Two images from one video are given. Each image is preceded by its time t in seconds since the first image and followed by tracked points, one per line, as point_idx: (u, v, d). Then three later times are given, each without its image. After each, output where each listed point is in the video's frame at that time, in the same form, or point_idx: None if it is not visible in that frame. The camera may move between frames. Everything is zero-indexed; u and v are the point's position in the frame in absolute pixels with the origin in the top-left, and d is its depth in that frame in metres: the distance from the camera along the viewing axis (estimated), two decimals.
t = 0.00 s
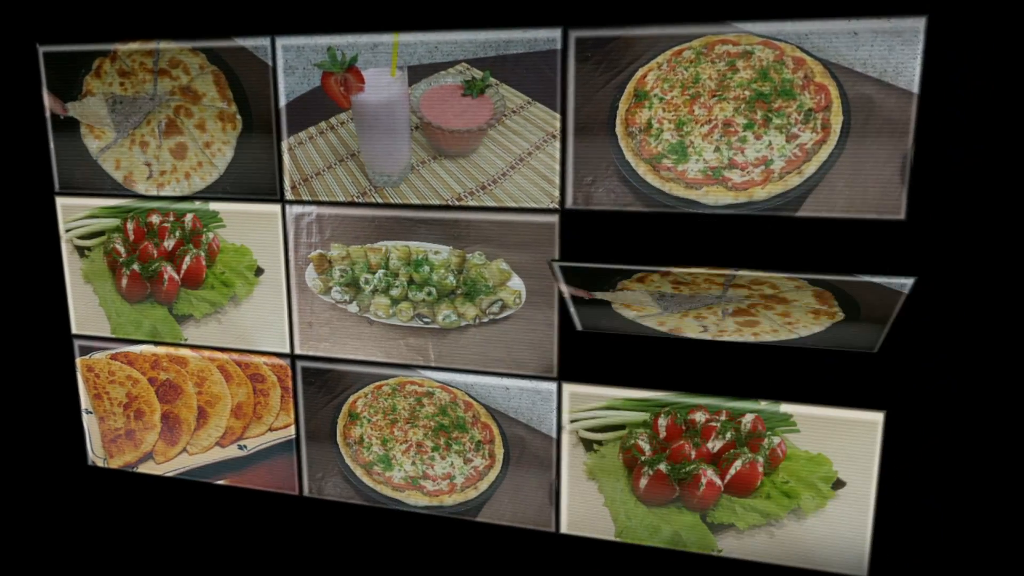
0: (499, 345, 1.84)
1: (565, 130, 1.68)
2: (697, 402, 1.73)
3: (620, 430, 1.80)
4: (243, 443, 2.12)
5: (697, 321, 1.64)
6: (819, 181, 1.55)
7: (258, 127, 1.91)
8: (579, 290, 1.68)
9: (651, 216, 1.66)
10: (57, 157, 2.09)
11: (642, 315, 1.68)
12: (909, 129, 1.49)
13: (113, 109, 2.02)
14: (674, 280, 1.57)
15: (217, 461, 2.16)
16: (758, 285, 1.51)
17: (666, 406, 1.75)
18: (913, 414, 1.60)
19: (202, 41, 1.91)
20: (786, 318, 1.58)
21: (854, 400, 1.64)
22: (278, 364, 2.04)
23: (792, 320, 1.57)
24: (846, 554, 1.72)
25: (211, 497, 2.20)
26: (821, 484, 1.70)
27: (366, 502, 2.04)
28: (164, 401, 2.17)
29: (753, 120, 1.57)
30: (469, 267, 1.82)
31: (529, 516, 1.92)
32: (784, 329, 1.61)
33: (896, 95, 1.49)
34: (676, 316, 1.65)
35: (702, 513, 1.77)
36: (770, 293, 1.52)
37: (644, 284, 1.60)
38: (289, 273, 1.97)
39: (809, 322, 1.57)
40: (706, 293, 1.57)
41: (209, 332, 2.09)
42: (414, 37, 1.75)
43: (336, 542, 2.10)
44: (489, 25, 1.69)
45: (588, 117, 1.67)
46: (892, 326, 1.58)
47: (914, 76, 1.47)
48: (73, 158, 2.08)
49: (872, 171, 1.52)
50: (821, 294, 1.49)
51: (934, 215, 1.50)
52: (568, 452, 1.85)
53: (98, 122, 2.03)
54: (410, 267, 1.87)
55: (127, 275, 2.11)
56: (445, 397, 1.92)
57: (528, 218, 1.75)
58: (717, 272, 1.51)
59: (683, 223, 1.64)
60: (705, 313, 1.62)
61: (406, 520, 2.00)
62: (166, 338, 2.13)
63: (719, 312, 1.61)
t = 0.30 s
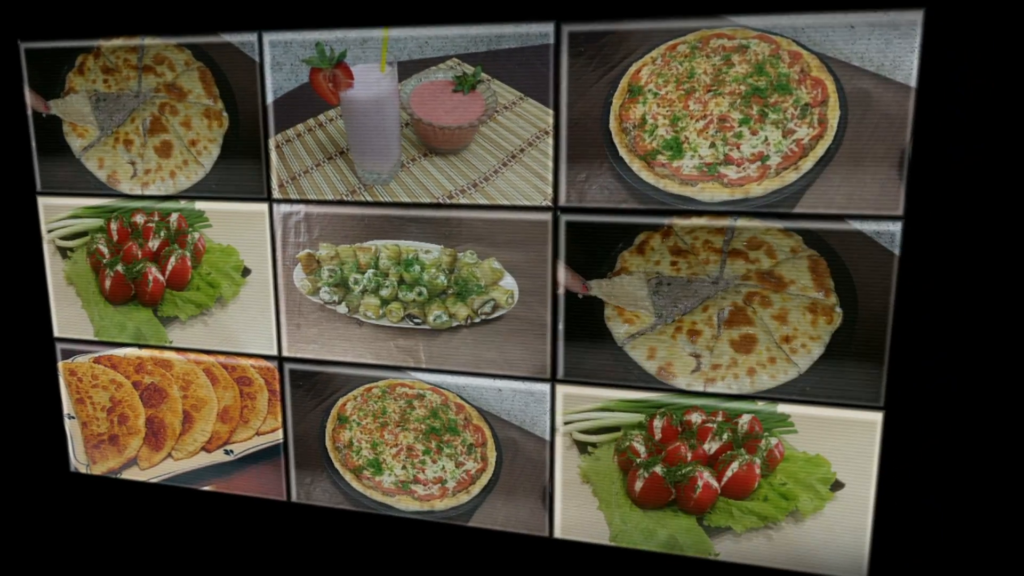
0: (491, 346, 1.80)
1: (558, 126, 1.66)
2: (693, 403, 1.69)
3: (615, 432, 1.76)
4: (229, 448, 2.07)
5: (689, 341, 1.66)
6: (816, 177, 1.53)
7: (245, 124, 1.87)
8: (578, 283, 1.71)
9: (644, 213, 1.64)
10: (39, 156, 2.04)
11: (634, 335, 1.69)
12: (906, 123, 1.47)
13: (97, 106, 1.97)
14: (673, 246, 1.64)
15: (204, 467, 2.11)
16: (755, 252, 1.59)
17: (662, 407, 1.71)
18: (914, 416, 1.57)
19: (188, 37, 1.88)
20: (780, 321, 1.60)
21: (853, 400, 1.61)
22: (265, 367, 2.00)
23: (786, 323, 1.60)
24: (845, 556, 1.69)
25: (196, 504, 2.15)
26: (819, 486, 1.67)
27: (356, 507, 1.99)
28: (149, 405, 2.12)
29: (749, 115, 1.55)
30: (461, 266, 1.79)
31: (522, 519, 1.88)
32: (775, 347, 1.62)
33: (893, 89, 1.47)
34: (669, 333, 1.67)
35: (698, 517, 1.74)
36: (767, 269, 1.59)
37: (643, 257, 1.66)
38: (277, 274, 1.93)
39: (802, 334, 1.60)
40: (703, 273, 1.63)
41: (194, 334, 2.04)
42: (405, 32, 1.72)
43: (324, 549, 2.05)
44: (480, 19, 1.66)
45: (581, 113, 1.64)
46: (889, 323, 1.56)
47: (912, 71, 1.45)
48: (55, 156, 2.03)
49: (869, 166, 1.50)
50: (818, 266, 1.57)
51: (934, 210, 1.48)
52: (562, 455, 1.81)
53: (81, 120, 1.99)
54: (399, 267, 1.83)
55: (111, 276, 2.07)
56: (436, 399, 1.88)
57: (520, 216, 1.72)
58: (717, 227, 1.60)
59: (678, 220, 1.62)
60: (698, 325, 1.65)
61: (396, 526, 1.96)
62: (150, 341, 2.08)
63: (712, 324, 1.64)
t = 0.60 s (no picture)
0: (481, 347, 1.76)
1: (550, 122, 1.62)
2: (690, 404, 1.65)
3: (609, 435, 1.72)
4: (211, 454, 2.01)
5: (684, 340, 1.62)
6: (813, 171, 1.50)
7: (228, 121, 1.82)
8: (570, 282, 1.67)
9: (639, 210, 1.60)
10: (14, 154, 1.98)
11: (628, 334, 1.65)
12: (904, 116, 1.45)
13: (74, 102, 1.92)
14: (668, 243, 1.60)
15: (185, 474, 2.05)
16: (751, 248, 1.56)
17: (656, 409, 1.67)
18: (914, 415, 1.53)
19: (169, 32, 1.83)
20: (777, 319, 1.57)
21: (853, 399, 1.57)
22: (248, 370, 1.94)
23: (784, 322, 1.56)
24: (845, 561, 1.65)
25: (177, 513, 2.08)
26: (818, 488, 1.63)
27: (342, 515, 1.93)
28: (128, 411, 2.06)
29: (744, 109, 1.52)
30: (450, 265, 1.74)
31: (514, 526, 1.83)
32: (773, 346, 1.58)
33: (891, 82, 1.44)
34: (664, 332, 1.63)
35: (695, 521, 1.69)
36: (763, 266, 1.56)
37: (637, 254, 1.62)
38: (260, 274, 1.88)
39: (800, 333, 1.56)
40: (698, 271, 1.60)
41: (176, 337, 1.99)
42: (392, 25, 1.68)
43: (310, 558, 1.99)
44: (470, 12, 1.62)
45: (574, 107, 1.60)
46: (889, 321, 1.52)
47: (910, 63, 1.42)
48: (31, 154, 1.97)
49: (868, 161, 1.47)
50: (816, 262, 1.53)
51: (934, 204, 1.45)
52: (554, 459, 1.76)
53: (58, 116, 1.94)
54: (387, 266, 1.78)
55: (89, 277, 2.00)
56: (425, 402, 1.83)
57: (511, 214, 1.68)
58: (713, 223, 1.57)
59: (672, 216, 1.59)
60: (693, 324, 1.61)
61: (384, 534, 1.90)
62: (130, 344, 2.02)
63: (708, 323, 1.60)
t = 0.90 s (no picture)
0: (468, 348, 1.70)
1: (539, 114, 1.57)
2: (685, 406, 1.60)
3: (601, 439, 1.66)
4: (188, 463, 1.93)
5: (678, 339, 1.57)
6: (811, 164, 1.46)
7: (205, 115, 1.76)
8: (561, 280, 1.61)
9: (630, 204, 1.55)
10: None
11: (620, 334, 1.60)
12: (904, 107, 1.41)
13: (45, 97, 1.85)
14: (662, 240, 1.55)
15: (160, 484, 1.97)
16: (747, 244, 1.51)
17: (651, 412, 1.62)
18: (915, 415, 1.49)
19: (144, 23, 1.77)
20: (775, 317, 1.52)
21: (852, 400, 1.52)
22: (226, 375, 1.87)
23: (781, 320, 1.52)
24: (845, 568, 1.60)
25: (152, 525, 2.00)
26: (817, 493, 1.58)
27: (324, 525, 1.86)
28: (101, 419, 1.98)
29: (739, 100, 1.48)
30: (436, 264, 1.68)
31: (503, 534, 1.77)
32: (770, 345, 1.53)
33: (890, 72, 1.40)
34: (658, 332, 1.57)
35: (691, 528, 1.63)
36: (759, 263, 1.51)
37: (630, 251, 1.57)
38: (239, 275, 1.81)
39: (798, 331, 1.51)
40: (693, 268, 1.55)
41: (150, 341, 1.91)
42: (376, 16, 1.62)
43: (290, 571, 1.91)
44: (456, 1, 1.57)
45: (563, 100, 1.55)
46: (890, 319, 1.48)
47: (910, 52, 1.39)
48: None
49: (866, 153, 1.43)
50: (815, 259, 1.48)
51: (935, 197, 1.41)
52: (545, 465, 1.70)
53: (28, 112, 1.86)
54: (371, 265, 1.72)
55: (60, 279, 1.92)
56: (410, 407, 1.77)
57: (500, 210, 1.62)
58: (708, 218, 1.52)
59: (665, 211, 1.54)
60: (688, 323, 1.56)
61: (368, 544, 1.83)
62: (103, 349, 1.94)
63: (704, 322, 1.55)
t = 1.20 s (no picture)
0: (452, 351, 1.62)
1: (525, 105, 1.50)
2: (679, 409, 1.52)
3: (592, 444, 1.58)
4: (156, 475, 1.83)
5: (672, 339, 1.50)
6: (809, 155, 1.40)
7: (175, 108, 1.68)
8: (549, 278, 1.54)
9: (621, 198, 1.48)
10: None
11: (611, 334, 1.53)
12: (905, 95, 1.35)
13: (6, 89, 1.76)
14: (654, 235, 1.49)
15: (127, 498, 1.86)
16: (743, 239, 1.45)
17: (643, 416, 1.54)
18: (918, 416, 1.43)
19: (111, 12, 1.68)
20: (772, 316, 1.46)
21: (853, 401, 1.46)
22: (197, 381, 1.77)
23: (779, 318, 1.45)
24: None
25: (118, 541, 1.89)
26: (818, 499, 1.51)
27: (300, 538, 1.77)
28: (64, 429, 1.87)
29: (733, 89, 1.42)
30: (418, 262, 1.60)
31: (489, 546, 1.68)
32: (767, 345, 1.47)
33: (890, 59, 1.35)
34: (650, 332, 1.51)
35: (686, 538, 1.56)
36: (756, 259, 1.45)
37: (620, 247, 1.50)
38: (211, 276, 1.72)
39: (796, 329, 1.45)
40: (686, 264, 1.48)
41: (117, 346, 1.81)
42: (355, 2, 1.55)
43: None
44: None
45: (551, 89, 1.49)
46: (892, 316, 1.42)
47: (910, 38, 1.34)
48: None
49: (866, 143, 1.38)
50: (813, 254, 1.42)
51: (937, 188, 1.35)
52: (533, 473, 1.62)
53: None
54: (349, 264, 1.64)
55: (21, 281, 1.82)
56: (391, 413, 1.68)
57: (484, 205, 1.55)
58: (702, 212, 1.46)
59: (657, 205, 1.47)
60: (682, 322, 1.49)
61: (347, 559, 1.74)
62: (66, 355, 1.84)
63: (698, 321, 1.48)
